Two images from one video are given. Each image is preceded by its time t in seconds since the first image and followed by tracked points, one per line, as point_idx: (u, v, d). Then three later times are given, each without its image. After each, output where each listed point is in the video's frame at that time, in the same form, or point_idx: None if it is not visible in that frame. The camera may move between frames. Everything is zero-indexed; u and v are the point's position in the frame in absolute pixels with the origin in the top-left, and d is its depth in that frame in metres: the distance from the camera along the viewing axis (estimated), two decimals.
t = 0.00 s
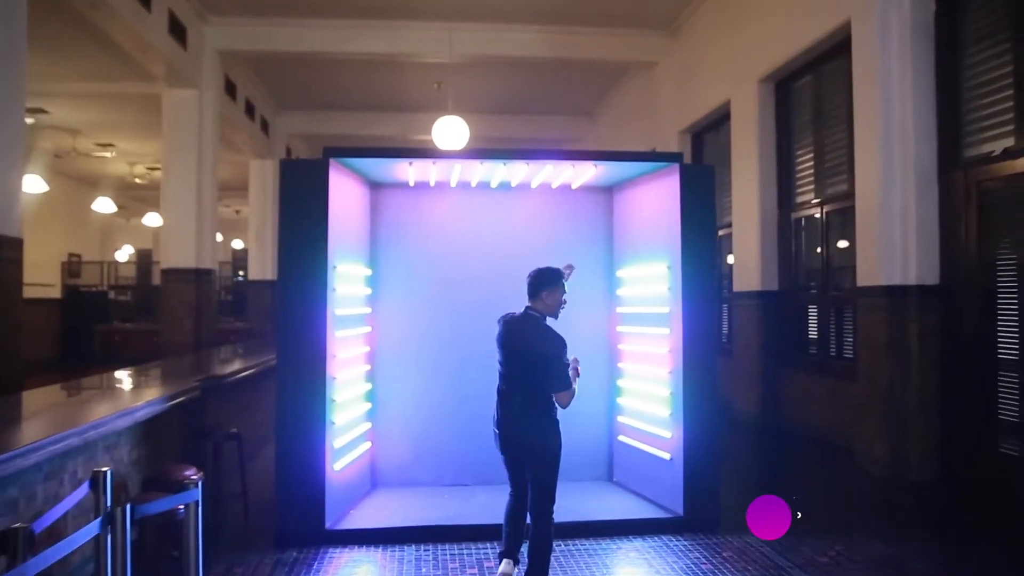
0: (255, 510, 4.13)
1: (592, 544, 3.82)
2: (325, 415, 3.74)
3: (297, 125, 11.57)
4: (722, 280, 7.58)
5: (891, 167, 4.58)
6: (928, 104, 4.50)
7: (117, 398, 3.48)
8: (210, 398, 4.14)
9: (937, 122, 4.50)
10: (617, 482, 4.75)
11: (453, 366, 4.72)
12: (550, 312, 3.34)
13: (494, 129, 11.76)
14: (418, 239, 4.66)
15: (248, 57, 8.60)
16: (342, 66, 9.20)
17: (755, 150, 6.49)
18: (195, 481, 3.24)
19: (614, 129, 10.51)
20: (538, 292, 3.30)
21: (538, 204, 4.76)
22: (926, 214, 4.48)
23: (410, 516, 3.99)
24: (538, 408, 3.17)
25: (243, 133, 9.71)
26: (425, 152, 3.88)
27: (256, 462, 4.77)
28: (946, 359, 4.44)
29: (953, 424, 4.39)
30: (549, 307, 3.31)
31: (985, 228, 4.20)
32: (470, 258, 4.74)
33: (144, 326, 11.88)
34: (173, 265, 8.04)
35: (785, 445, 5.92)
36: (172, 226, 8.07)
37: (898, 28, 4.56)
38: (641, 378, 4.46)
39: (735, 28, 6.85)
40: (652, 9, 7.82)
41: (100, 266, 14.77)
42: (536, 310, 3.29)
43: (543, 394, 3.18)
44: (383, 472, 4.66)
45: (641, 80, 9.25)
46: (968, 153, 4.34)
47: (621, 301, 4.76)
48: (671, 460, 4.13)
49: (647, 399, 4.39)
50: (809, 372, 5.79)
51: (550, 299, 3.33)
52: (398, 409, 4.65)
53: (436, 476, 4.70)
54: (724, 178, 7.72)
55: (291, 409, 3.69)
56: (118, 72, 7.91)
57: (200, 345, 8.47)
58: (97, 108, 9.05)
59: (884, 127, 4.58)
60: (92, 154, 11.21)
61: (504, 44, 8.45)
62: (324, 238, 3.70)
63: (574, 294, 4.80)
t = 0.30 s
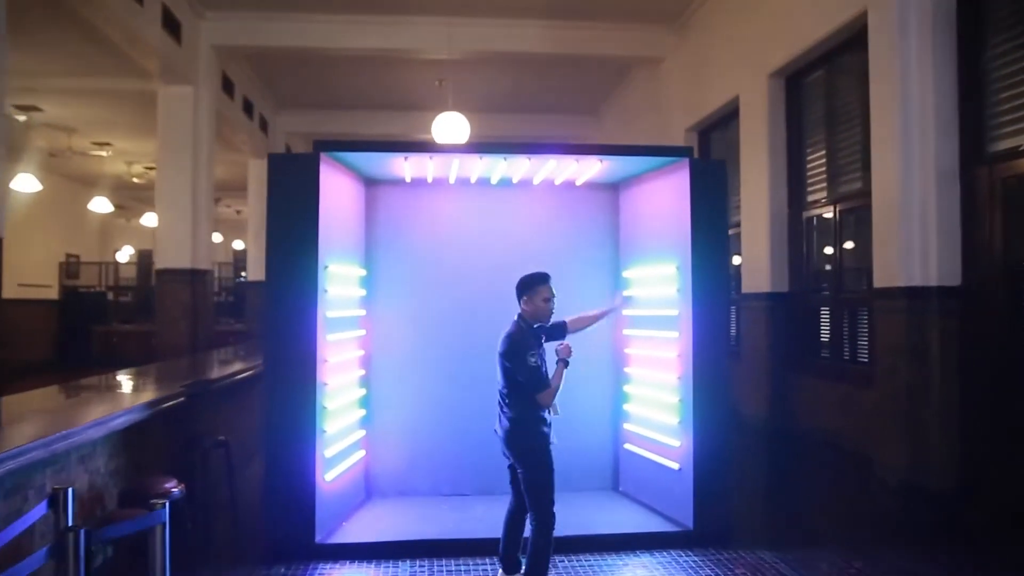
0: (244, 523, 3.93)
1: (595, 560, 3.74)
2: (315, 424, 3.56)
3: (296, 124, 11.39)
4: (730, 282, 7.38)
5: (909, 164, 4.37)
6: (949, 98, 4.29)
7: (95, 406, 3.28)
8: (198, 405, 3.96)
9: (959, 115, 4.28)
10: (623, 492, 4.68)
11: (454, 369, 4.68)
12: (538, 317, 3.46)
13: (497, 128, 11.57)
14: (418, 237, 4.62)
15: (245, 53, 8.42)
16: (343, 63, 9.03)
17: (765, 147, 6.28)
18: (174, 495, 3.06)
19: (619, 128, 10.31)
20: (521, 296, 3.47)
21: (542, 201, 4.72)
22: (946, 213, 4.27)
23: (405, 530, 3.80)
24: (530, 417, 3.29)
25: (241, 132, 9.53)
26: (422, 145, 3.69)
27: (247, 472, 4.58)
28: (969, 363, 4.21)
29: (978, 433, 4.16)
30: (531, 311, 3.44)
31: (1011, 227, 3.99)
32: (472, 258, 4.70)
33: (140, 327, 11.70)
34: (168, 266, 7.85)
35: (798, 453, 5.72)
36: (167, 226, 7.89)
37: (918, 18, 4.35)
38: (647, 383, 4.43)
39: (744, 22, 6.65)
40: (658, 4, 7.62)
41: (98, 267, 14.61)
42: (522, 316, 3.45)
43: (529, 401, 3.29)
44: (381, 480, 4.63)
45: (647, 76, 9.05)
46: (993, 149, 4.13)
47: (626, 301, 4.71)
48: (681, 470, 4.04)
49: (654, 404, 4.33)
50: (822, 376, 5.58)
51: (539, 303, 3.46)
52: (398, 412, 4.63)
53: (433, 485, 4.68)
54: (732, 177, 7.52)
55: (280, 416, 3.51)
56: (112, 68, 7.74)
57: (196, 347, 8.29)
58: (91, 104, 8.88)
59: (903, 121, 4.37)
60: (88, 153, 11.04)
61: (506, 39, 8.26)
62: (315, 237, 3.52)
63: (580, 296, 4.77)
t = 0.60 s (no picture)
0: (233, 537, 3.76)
1: None
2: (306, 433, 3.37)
3: (295, 122, 11.21)
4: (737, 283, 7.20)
5: (929, 161, 4.18)
6: (971, 92, 4.10)
7: (72, 415, 3.10)
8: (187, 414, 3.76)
9: (982, 110, 4.09)
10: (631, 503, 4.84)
11: (455, 373, 4.73)
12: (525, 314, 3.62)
13: (499, 126, 11.39)
14: (419, 237, 4.68)
15: (242, 49, 8.23)
16: (342, 60, 8.86)
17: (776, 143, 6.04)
18: (157, 510, 2.90)
19: (623, 126, 10.12)
20: (512, 296, 3.66)
21: (544, 202, 4.80)
22: (969, 212, 4.08)
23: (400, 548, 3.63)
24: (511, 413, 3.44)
25: (239, 129, 9.36)
26: (421, 139, 3.50)
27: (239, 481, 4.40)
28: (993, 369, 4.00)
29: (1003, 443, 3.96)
30: (517, 309, 3.62)
31: None
32: (475, 257, 4.77)
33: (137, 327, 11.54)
34: (164, 267, 7.69)
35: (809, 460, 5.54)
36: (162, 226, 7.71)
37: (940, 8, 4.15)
38: (655, 389, 4.52)
39: (754, 15, 6.44)
40: None
41: (96, 266, 14.45)
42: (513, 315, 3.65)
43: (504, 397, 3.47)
44: (379, 489, 4.65)
45: (653, 73, 8.85)
46: (1018, 145, 3.93)
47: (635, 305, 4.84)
48: (693, 483, 4.08)
49: (664, 411, 4.39)
50: (836, 381, 5.37)
51: (525, 300, 3.61)
52: (395, 418, 4.65)
53: (431, 494, 4.70)
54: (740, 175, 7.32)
55: (268, 426, 3.33)
56: (106, 64, 7.57)
57: (192, 349, 8.12)
58: (86, 101, 8.70)
59: (923, 116, 4.18)
60: (85, 151, 10.87)
61: (509, 34, 8.08)
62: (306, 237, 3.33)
63: (587, 298, 4.92)
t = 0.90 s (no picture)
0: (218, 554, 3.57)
1: None
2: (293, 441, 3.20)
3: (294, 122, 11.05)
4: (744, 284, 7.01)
5: (949, 154, 3.98)
6: (993, 82, 3.91)
7: (44, 424, 2.92)
8: (170, 421, 3.59)
9: (1004, 100, 3.90)
10: (637, 514, 4.72)
11: (455, 376, 4.64)
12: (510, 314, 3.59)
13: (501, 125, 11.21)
14: (416, 236, 4.59)
15: (237, 45, 8.07)
16: (340, 56, 8.68)
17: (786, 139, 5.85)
18: (130, 526, 2.72)
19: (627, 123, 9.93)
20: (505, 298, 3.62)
21: (544, 199, 4.74)
22: (991, 206, 3.88)
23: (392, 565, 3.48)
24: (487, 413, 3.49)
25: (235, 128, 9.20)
26: (414, 131, 3.33)
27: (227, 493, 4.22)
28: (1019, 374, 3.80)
29: None
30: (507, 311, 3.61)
31: None
32: (475, 256, 4.69)
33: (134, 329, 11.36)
34: (157, 267, 7.51)
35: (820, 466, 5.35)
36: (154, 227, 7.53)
37: None
38: (661, 391, 4.40)
39: (763, 7, 6.24)
40: None
41: (94, 268, 14.29)
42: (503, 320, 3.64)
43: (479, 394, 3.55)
44: (375, 499, 4.53)
45: (658, 69, 8.66)
46: None
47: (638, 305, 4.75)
48: (702, 494, 3.92)
49: (671, 416, 4.26)
50: (849, 385, 5.18)
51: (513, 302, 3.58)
52: (391, 424, 4.54)
53: (428, 505, 4.58)
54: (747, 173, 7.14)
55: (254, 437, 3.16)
56: (99, 60, 7.42)
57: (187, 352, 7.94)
58: (79, 99, 8.55)
59: (942, 107, 3.99)
60: (80, 151, 10.72)
61: (509, 29, 7.91)
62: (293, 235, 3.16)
63: (591, 297, 4.81)
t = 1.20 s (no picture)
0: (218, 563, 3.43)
1: None
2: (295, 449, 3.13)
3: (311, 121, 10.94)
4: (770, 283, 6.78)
5: (992, 145, 3.74)
6: None
7: (32, 431, 2.78)
8: (168, 427, 3.44)
9: None
10: (660, 525, 4.53)
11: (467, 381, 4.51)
12: (511, 307, 3.66)
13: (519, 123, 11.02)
14: (425, 235, 4.48)
15: (250, 41, 7.95)
16: (355, 52, 8.54)
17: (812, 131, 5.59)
18: (121, 540, 2.58)
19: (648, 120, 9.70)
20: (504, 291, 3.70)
21: (560, 194, 4.58)
22: None
23: None
24: (490, 405, 3.61)
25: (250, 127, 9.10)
26: (420, 123, 3.14)
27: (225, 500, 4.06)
28: None
29: None
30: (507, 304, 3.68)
31: None
32: (487, 257, 4.56)
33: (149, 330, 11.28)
34: (170, 267, 7.42)
35: (850, 474, 5.13)
36: (168, 225, 7.41)
37: None
38: (683, 397, 4.22)
39: None
40: None
41: (114, 268, 14.29)
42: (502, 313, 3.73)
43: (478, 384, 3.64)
44: (384, 507, 4.42)
45: (679, 64, 8.44)
46: None
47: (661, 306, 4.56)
48: (729, 506, 3.73)
49: (695, 422, 4.07)
50: (883, 390, 4.92)
51: (513, 296, 3.66)
52: (401, 431, 4.43)
53: (440, 515, 4.46)
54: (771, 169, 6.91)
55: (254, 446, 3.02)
56: (111, 57, 7.33)
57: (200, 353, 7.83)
58: (94, 97, 8.50)
59: (985, 96, 3.75)
60: (96, 150, 10.68)
61: (526, 23, 7.73)
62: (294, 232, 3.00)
63: (610, 299, 4.64)
